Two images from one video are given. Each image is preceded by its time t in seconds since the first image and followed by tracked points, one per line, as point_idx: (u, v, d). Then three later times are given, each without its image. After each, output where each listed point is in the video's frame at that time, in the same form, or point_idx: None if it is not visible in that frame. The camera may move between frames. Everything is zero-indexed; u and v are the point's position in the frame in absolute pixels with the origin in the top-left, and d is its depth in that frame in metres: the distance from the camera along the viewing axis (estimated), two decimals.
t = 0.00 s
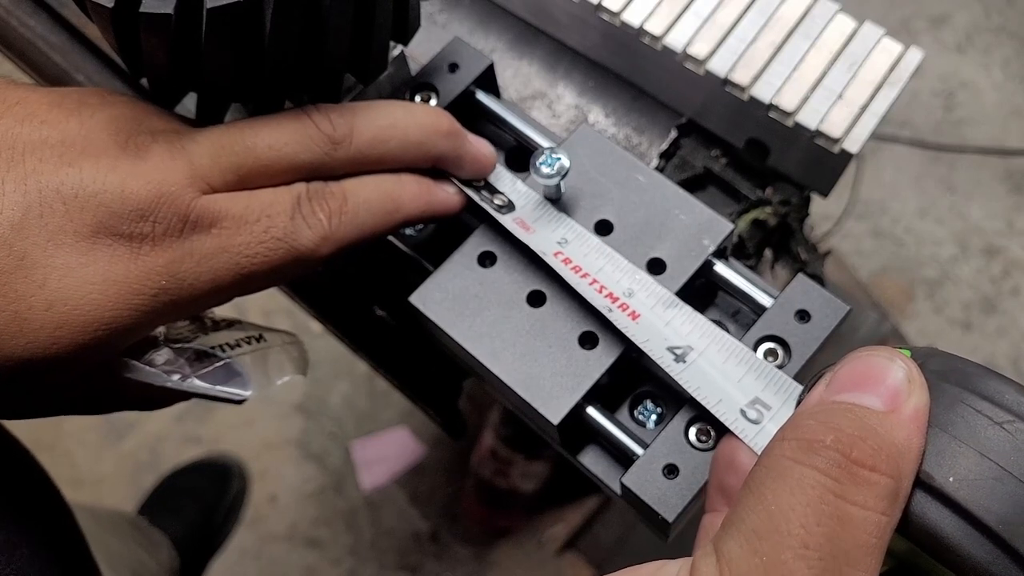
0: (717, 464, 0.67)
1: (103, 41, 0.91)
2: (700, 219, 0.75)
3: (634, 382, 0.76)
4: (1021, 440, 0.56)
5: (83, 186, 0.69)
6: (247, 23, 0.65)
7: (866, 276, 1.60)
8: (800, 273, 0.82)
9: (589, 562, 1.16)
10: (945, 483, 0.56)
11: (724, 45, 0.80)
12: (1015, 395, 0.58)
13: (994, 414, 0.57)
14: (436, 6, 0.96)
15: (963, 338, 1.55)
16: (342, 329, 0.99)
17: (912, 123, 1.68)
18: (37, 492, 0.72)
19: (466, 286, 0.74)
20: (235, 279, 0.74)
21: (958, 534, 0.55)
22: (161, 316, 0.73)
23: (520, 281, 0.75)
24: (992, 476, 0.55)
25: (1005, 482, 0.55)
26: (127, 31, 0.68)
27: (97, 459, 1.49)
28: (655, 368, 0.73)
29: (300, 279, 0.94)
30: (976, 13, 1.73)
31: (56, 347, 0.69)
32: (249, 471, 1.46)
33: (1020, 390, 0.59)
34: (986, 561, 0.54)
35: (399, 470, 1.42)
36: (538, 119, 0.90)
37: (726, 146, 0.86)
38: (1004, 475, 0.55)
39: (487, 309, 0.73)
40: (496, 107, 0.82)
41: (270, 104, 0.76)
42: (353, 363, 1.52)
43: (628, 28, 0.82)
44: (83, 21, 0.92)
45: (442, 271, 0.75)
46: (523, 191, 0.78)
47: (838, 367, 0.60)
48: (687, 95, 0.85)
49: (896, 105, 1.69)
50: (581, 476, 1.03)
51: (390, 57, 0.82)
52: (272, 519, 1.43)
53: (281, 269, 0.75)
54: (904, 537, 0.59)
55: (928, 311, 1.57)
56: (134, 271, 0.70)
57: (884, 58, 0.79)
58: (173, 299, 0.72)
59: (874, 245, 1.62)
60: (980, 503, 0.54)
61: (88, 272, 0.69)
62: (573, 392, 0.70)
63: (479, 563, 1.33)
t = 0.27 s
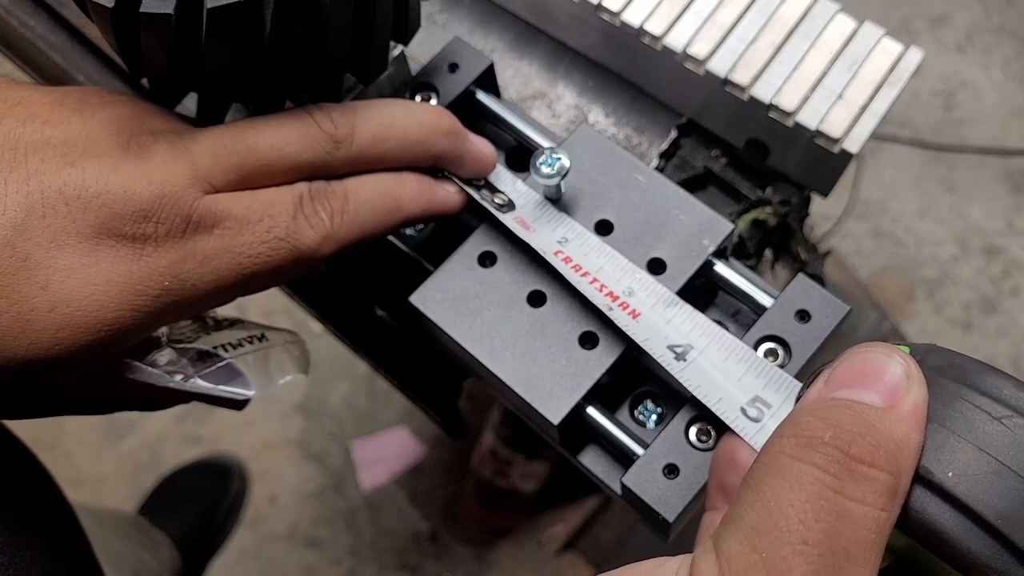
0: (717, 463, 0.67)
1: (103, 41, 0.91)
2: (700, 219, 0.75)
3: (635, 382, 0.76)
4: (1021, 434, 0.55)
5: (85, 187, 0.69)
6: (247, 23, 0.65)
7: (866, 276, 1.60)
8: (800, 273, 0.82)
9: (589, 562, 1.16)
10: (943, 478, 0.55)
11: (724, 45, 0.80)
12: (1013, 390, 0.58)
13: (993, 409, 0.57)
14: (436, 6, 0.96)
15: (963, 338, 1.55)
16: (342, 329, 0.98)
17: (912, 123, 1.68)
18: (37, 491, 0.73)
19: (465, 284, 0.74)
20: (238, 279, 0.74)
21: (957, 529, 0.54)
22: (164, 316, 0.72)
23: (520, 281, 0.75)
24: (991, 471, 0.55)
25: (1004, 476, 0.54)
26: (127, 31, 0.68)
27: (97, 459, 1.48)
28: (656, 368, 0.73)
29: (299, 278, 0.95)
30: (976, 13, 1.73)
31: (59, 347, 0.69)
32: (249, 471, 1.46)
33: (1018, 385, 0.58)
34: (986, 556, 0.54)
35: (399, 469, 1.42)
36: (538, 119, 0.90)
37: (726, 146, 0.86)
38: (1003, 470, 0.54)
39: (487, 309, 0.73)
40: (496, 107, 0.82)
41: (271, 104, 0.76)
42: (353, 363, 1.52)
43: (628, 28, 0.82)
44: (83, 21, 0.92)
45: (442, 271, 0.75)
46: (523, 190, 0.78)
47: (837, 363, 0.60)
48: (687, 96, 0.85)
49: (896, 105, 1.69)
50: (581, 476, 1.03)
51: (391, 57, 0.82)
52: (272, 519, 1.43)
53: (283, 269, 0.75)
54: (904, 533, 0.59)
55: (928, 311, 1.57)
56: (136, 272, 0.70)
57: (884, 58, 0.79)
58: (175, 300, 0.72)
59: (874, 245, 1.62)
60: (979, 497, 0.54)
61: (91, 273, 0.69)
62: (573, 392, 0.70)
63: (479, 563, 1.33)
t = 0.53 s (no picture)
0: (717, 463, 0.67)
1: (103, 41, 0.91)
2: (700, 219, 0.75)
3: (635, 382, 0.76)
4: (1021, 437, 0.55)
5: (87, 187, 0.69)
6: (247, 23, 0.65)
7: (866, 276, 1.60)
8: (800, 273, 0.82)
9: (589, 563, 1.15)
10: (945, 480, 0.55)
11: (724, 45, 0.80)
12: (1013, 392, 0.58)
13: (994, 411, 0.57)
14: (436, 6, 0.96)
15: (963, 339, 1.55)
16: (342, 329, 0.98)
17: (912, 123, 1.68)
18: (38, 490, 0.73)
19: (465, 284, 0.74)
20: (239, 280, 0.74)
21: (957, 530, 0.55)
22: (164, 316, 0.72)
23: (520, 280, 0.75)
24: (992, 473, 0.55)
25: (1005, 479, 0.54)
26: (128, 31, 0.68)
27: (97, 459, 1.48)
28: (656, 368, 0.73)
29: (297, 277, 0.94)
30: (976, 13, 1.73)
31: (59, 348, 0.69)
32: (249, 471, 1.46)
33: (1019, 386, 0.58)
34: (987, 558, 0.54)
35: (399, 470, 1.42)
36: (538, 119, 0.90)
37: (726, 146, 0.86)
38: (1004, 472, 0.55)
39: (487, 309, 0.73)
40: (496, 107, 0.82)
41: (271, 104, 0.76)
42: (353, 363, 1.52)
43: (628, 28, 0.82)
44: (83, 20, 0.92)
45: (443, 271, 0.75)
46: (523, 190, 0.78)
47: (838, 364, 0.60)
48: (687, 96, 0.85)
49: (896, 105, 1.69)
50: (581, 476, 1.03)
51: (390, 57, 0.82)
52: (272, 519, 1.43)
53: (284, 270, 0.75)
54: (903, 534, 0.59)
55: (928, 311, 1.57)
56: (137, 272, 0.70)
57: (884, 58, 0.79)
58: (177, 300, 0.72)
59: (874, 245, 1.62)
60: (980, 499, 0.54)
61: (92, 273, 0.69)
62: (574, 392, 0.70)
63: (479, 563, 1.33)
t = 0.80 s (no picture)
0: (716, 463, 0.67)
1: (103, 41, 0.91)
2: (700, 220, 0.75)
3: (634, 382, 0.76)
4: (1021, 441, 0.55)
5: (87, 183, 0.69)
6: (247, 23, 0.65)
7: (866, 276, 1.60)
8: (800, 273, 0.82)
9: (589, 562, 1.15)
10: (944, 484, 0.55)
11: (724, 45, 0.80)
12: (1013, 395, 0.58)
13: (993, 414, 0.57)
14: (436, 6, 0.95)
15: (963, 338, 1.55)
16: (342, 329, 0.98)
17: (912, 123, 1.68)
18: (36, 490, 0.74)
19: (464, 285, 0.74)
20: (238, 278, 0.74)
21: (955, 534, 0.55)
22: (163, 314, 0.72)
23: (520, 281, 0.75)
24: (991, 477, 0.55)
25: (1004, 482, 0.54)
26: (127, 31, 0.68)
27: (97, 459, 1.48)
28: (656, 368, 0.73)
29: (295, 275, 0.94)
30: (976, 13, 1.73)
31: (58, 344, 0.69)
32: (249, 471, 1.46)
33: (1018, 389, 0.58)
34: (985, 562, 0.54)
35: (399, 469, 1.42)
36: (538, 119, 0.90)
37: (726, 146, 0.86)
38: (1002, 475, 0.55)
39: (487, 309, 0.73)
40: (496, 107, 0.82)
41: (271, 104, 0.76)
42: (353, 363, 1.52)
43: (628, 28, 0.82)
44: (83, 20, 0.92)
45: (442, 272, 0.75)
46: (522, 191, 0.78)
47: (838, 367, 0.60)
48: (687, 96, 0.85)
49: (896, 105, 1.69)
50: (581, 476, 1.03)
51: (390, 57, 0.82)
52: (272, 519, 1.43)
53: (283, 269, 0.75)
54: (902, 537, 0.59)
55: (928, 311, 1.57)
56: (136, 270, 0.70)
57: (884, 58, 0.79)
58: (175, 297, 0.72)
59: (874, 245, 1.62)
60: (979, 503, 0.54)
61: (91, 270, 0.69)
62: (573, 392, 0.70)
63: (479, 563, 1.33)
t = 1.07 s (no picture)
0: (716, 462, 0.67)
1: (103, 41, 0.91)
2: (700, 220, 0.75)
3: (635, 382, 0.75)
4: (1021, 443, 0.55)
5: (86, 181, 0.69)
6: (247, 23, 0.65)
7: (866, 276, 1.60)
8: (800, 273, 0.82)
9: (588, 562, 1.16)
10: (943, 486, 0.55)
11: (724, 45, 0.80)
12: (1012, 397, 0.58)
13: (993, 416, 0.57)
14: (436, 6, 0.95)
15: (963, 338, 1.55)
16: (342, 329, 0.98)
17: (912, 123, 1.68)
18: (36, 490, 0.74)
19: (464, 285, 0.74)
20: (236, 277, 0.74)
21: (955, 536, 0.55)
22: (161, 312, 0.72)
23: (520, 281, 0.75)
24: (990, 478, 0.55)
25: (1004, 484, 0.54)
26: (127, 31, 0.68)
27: (97, 459, 1.48)
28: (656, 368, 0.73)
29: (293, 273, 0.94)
30: (976, 13, 1.73)
31: (56, 342, 0.69)
32: (249, 471, 1.46)
33: (1018, 391, 0.58)
34: (984, 563, 0.54)
35: (399, 470, 1.42)
36: (538, 119, 0.90)
37: (726, 146, 0.86)
38: (1002, 477, 0.55)
39: (487, 309, 0.73)
40: (496, 107, 0.82)
41: (271, 104, 0.76)
42: (353, 363, 1.52)
43: (628, 28, 0.82)
44: (83, 20, 0.92)
45: (442, 272, 0.75)
46: (522, 191, 0.78)
47: (837, 369, 0.60)
48: (687, 96, 0.85)
49: (896, 105, 1.69)
50: (581, 476, 1.03)
51: (390, 57, 0.82)
52: (272, 519, 1.43)
53: (282, 268, 0.75)
54: (901, 539, 0.59)
55: (928, 311, 1.57)
56: (134, 268, 0.70)
57: (883, 58, 0.79)
58: (173, 295, 0.72)
59: (874, 245, 1.62)
60: (978, 505, 0.54)
61: (89, 268, 0.69)
62: (573, 392, 0.70)
63: (479, 562, 1.33)
